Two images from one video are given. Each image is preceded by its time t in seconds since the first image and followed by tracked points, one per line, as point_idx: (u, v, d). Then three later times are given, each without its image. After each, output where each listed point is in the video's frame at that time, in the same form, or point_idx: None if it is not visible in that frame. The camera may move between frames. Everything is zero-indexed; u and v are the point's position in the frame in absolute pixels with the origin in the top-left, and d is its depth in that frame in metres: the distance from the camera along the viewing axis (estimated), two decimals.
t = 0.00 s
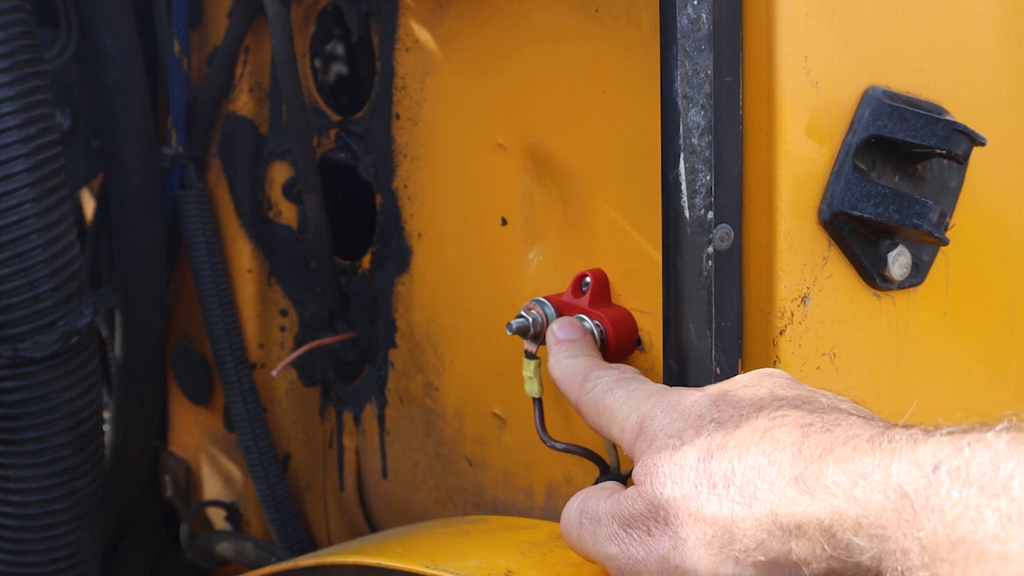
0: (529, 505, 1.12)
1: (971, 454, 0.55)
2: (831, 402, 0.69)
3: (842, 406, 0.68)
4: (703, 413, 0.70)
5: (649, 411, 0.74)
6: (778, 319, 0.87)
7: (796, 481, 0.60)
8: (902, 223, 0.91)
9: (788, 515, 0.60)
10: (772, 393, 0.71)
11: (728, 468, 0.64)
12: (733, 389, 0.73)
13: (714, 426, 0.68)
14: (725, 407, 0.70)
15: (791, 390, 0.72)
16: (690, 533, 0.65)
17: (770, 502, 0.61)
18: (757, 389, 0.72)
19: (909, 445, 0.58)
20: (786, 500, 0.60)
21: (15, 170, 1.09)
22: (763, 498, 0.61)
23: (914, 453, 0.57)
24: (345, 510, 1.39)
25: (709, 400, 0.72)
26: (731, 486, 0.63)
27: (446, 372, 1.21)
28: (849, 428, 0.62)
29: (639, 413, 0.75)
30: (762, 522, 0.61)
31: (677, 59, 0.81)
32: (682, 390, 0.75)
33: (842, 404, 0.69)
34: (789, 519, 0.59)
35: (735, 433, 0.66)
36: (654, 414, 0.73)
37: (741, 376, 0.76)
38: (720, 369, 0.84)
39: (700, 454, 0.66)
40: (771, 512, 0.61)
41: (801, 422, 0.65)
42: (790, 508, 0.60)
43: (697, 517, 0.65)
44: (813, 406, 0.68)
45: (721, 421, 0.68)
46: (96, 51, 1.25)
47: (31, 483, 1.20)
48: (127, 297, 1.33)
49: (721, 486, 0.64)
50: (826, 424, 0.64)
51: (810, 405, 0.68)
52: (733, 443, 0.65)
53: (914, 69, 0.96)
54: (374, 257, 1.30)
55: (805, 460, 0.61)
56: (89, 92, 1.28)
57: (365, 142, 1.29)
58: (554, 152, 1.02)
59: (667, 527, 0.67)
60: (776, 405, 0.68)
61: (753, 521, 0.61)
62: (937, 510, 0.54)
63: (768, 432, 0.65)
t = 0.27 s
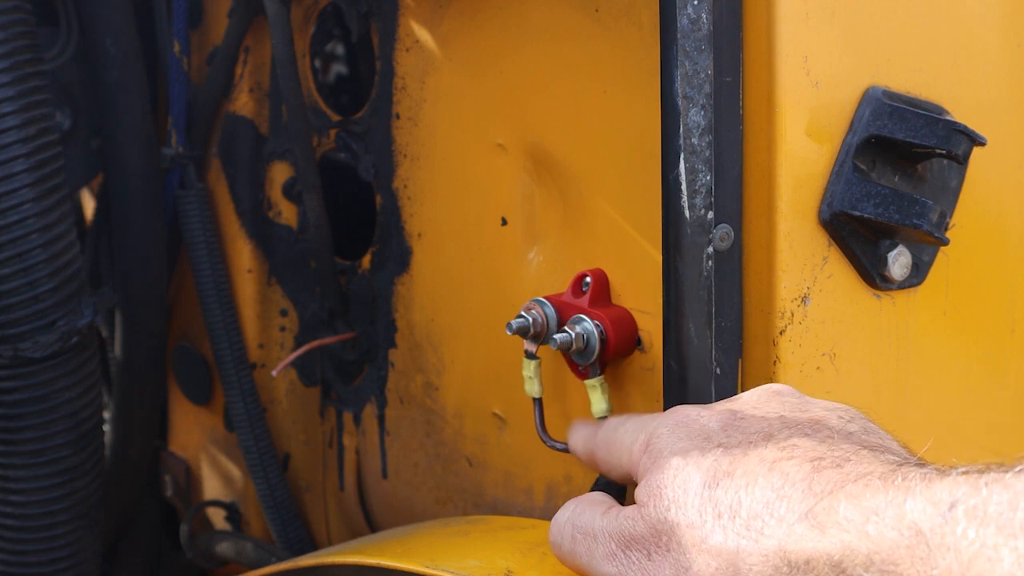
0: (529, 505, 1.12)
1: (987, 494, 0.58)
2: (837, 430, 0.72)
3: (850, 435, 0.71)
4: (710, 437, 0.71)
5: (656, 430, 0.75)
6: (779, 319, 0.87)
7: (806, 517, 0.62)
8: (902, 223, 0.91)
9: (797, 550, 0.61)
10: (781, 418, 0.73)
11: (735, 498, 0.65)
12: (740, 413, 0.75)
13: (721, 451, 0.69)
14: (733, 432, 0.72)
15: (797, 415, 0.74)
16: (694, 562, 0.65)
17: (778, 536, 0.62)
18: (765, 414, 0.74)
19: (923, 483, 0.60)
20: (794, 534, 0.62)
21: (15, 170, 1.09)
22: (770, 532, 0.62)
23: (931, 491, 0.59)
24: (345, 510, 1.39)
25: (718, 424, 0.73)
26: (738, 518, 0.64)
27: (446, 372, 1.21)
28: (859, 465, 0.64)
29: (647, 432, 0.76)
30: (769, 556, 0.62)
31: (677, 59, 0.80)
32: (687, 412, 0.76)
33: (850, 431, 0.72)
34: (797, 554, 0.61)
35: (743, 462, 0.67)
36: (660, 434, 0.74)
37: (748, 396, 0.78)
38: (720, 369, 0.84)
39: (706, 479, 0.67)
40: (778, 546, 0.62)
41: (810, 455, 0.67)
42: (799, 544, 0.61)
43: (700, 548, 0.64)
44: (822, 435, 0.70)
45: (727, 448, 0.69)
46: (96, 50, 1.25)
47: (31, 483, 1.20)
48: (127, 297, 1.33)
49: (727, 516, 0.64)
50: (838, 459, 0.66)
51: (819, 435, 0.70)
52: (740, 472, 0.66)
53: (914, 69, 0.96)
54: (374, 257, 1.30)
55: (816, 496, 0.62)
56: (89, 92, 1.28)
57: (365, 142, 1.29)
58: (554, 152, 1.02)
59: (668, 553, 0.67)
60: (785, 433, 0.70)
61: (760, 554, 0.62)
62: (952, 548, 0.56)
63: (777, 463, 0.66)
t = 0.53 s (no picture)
0: (529, 505, 1.12)
1: (988, 507, 0.57)
2: (840, 435, 0.71)
3: (853, 441, 0.70)
4: (713, 443, 0.70)
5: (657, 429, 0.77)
6: (779, 319, 0.87)
7: (808, 532, 0.61)
8: (902, 223, 0.91)
9: (798, 566, 0.60)
10: (784, 423, 0.72)
11: (737, 510, 0.64)
12: (743, 416, 0.74)
13: (724, 458, 0.68)
14: (736, 437, 0.71)
15: (800, 419, 0.73)
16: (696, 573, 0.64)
17: (780, 551, 0.61)
18: (768, 417, 0.73)
19: (925, 497, 0.59)
20: (796, 548, 0.61)
21: (15, 170, 1.09)
22: (772, 546, 0.62)
23: (931, 505, 0.58)
24: (345, 510, 1.39)
25: (721, 427, 0.72)
26: (740, 530, 0.63)
27: (446, 372, 1.21)
28: (862, 478, 0.64)
29: (649, 429, 0.78)
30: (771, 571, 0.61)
31: (676, 59, 0.80)
32: (692, 417, 0.75)
33: (853, 437, 0.71)
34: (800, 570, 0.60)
35: (745, 470, 0.66)
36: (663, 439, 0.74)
37: (753, 398, 0.77)
38: (720, 368, 0.84)
39: (708, 489, 0.66)
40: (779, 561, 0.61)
41: (813, 467, 0.66)
42: (801, 559, 0.60)
43: (703, 560, 0.64)
44: (826, 442, 0.69)
45: (731, 455, 0.68)
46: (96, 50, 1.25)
47: (31, 483, 1.20)
48: (127, 297, 1.33)
49: (729, 528, 0.64)
50: (840, 472, 0.65)
51: (822, 443, 0.69)
52: (743, 482, 0.66)
53: (914, 69, 0.96)
54: (374, 257, 1.30)
55: (818, 510, 0.62)
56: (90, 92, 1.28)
57: (365, 142, 1.29)
58: (554, 152, 1.02)
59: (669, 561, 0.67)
60: (788, 440, 0.69)
61: (762, 568, 0.61)
62: (954, 563, 0.55)
63: (780, 475, 0.65)
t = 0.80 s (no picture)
0: (529, 505, 1.12)
1: (962, 479, 0.60)
2: (823, 418, 0.73)
3: (836, 424, 0.72)
4: (699, 428, 0.74)
5: (646, 420, 0.77)
6: (779, 319, 0.87)
7: (786, 504, 0.65)
8: (902, 223, 0.91)
9: (777, 537, 0.64)
10: (769, 407, 0.74)
11: (720, 487, 0.68)
12: (730, 401, 0.76)
13: (708, 444, 0.72)
14: (721, 421, 0.74)
15: (786, 404, 0.75)
16: (682, 551, 0.69)
17: (759, 523, 0.66)
18: (754, 403, 0.75)
19: (901, 468, 0.63)
20: (776, 521, 0.65)
21: (15, 169, 1.09)
22: (754, 520, 0.66)
23: (906, 476, 0.62)
24: (345, 510, 1.39)
25: (705, 412, 0.75)
26: (722, 506, 0.68)
27: (446, 372, 1.21)
28: (840, 452, 0.67)
29: (638, 419, 0.78)
30: (751, 544, 0.65)
31: (677, 59, 0.81)
32: (678, 403, 0.78)
33: (837, 420, 0.73)
34: (778, 540, 0.64)
35: (728, 452, 0.70)
36: (651, 423, 0.77)
37: (740, 385, 0.79)
38: (720, 369, 0.84)
39: (692, 472, 0.70)
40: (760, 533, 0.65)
41: (793, 443, 0.69)
42: (779, 530, 0.65)
43: (687, 537, 0.69)
44: (807, 424, 0.72)
45: (715, 438, 0.72)
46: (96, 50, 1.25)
47: (32, 483, 1.20)
48: (127, 297, 1.33)
49: (711, 505, 0.68)
50: (821, 446, 0.68)
51: (803, 424, 0.72)
52: (724, 462, 0.70)
53: (914, 69, 0.96)
54: (374, 257, 1.30)
55: (796, 483, 0.66)
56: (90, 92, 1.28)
57: (365, 142, 1.29)
58: (554, 152, 1.01)
59: (656, 545, 0.71)
60: (770, 422, 0.72)
61: (742, 540, 0.66)
62: (929, 533, 0.59)
63: (761, 452, 0.69)
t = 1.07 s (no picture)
0: (529, 505, 1.12)
1: (972, 488, 0.62)
2: (827, 423, 0.74)
3: (840, 429, 0.73)
4: (703, 431, 0.73)
5: (649, 422, 0.77)
6: (779, 319, 0.87)
7: (792, 512, 0.66)
8: (902, 223, 0.91)
9: (783, 545, 0.65)
10: (772, 410, 0.75)
11: (724, 493, 0.69)
12: (734, 403, 0.76)
13: (712, 447, 0.72)
14: (725, 424, 0.74)
15: (790, 407, 0.75)
16: (684, 555, 0.69)
17: (765, 531, 0.66)
18: (758, 406, 0.75)
19: (908, 477, 0.64)
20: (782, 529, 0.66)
21: (14, 169, 1.09)
22: (760, 527, 0.67)
23: (915, 485, 0.63)
24: (345, 510, 1.39)
25: (709, 414, 0.75)
26: (726, 511, 0.68)
27: (446, 372, 1.21)
28: (845, 459, 0.68)
29: (641, 420, 0.78)
30: (756, 551, 0.66)
31: (677, 59, 0.81)
32: (681, 403, 0.78)
33: (842, 425, 0.74)
34: (784, 548, 0.65)
35: (732, 457, 0.71)
36: (655, 424, 0.76)
37: (744, 386, 0.79)
38: (720, 369, 0.84)
39: (696, 476, 0.71)
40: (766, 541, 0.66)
41: (798, 449, 0.70)
42: (785, 538, 0.65)
43: (690, 541, 0.69)
44: (812, 428, 0.73)
45: (719, 441, 0.72)
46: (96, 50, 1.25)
47: (31, 483, 1.20)
48: (127, 297, 1.33)
49: (715, 510, 0.69)
50: (825, 453, 0.69)
51: (808, 429, 0.72)
52: (729, 467, 0.70)
53: (914, 69, 0.96)
54: (374, 257, 1.30)
55: (801, 490, 0.66)
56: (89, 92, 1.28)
57: (365, 141, 1.28)
58: (554, 152, 1.01)
59: (658, 549, 0.71)
60: (775, 427, 0.73)
61: (747, 546, 0.67)
62: (938, 541, 0.60)
63: (765, 457, 0.70)
